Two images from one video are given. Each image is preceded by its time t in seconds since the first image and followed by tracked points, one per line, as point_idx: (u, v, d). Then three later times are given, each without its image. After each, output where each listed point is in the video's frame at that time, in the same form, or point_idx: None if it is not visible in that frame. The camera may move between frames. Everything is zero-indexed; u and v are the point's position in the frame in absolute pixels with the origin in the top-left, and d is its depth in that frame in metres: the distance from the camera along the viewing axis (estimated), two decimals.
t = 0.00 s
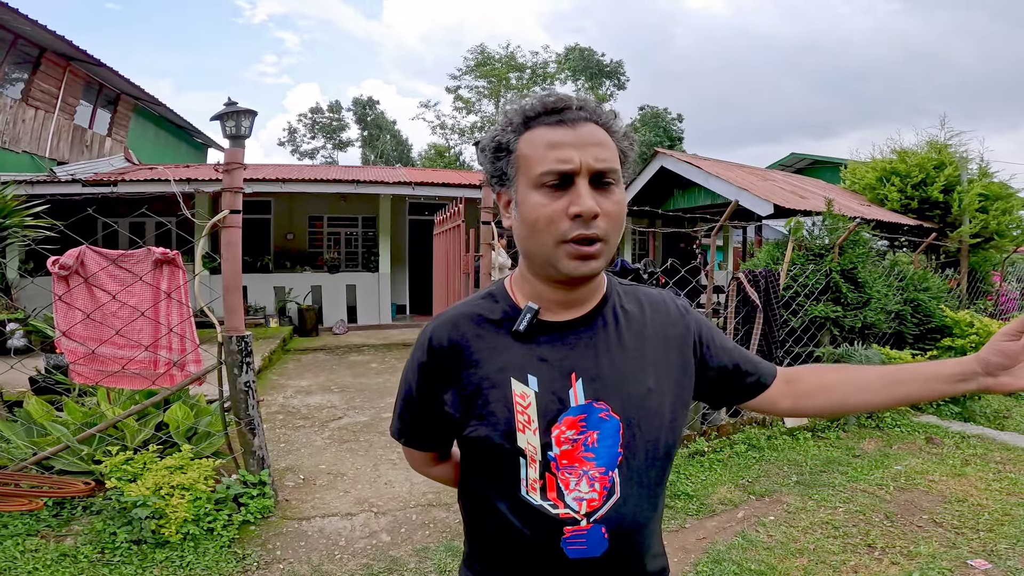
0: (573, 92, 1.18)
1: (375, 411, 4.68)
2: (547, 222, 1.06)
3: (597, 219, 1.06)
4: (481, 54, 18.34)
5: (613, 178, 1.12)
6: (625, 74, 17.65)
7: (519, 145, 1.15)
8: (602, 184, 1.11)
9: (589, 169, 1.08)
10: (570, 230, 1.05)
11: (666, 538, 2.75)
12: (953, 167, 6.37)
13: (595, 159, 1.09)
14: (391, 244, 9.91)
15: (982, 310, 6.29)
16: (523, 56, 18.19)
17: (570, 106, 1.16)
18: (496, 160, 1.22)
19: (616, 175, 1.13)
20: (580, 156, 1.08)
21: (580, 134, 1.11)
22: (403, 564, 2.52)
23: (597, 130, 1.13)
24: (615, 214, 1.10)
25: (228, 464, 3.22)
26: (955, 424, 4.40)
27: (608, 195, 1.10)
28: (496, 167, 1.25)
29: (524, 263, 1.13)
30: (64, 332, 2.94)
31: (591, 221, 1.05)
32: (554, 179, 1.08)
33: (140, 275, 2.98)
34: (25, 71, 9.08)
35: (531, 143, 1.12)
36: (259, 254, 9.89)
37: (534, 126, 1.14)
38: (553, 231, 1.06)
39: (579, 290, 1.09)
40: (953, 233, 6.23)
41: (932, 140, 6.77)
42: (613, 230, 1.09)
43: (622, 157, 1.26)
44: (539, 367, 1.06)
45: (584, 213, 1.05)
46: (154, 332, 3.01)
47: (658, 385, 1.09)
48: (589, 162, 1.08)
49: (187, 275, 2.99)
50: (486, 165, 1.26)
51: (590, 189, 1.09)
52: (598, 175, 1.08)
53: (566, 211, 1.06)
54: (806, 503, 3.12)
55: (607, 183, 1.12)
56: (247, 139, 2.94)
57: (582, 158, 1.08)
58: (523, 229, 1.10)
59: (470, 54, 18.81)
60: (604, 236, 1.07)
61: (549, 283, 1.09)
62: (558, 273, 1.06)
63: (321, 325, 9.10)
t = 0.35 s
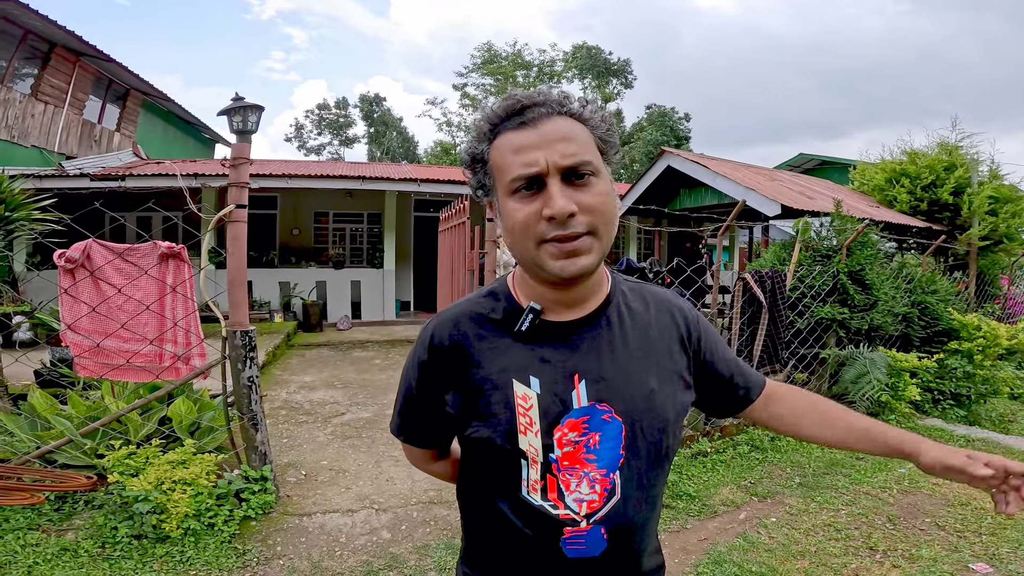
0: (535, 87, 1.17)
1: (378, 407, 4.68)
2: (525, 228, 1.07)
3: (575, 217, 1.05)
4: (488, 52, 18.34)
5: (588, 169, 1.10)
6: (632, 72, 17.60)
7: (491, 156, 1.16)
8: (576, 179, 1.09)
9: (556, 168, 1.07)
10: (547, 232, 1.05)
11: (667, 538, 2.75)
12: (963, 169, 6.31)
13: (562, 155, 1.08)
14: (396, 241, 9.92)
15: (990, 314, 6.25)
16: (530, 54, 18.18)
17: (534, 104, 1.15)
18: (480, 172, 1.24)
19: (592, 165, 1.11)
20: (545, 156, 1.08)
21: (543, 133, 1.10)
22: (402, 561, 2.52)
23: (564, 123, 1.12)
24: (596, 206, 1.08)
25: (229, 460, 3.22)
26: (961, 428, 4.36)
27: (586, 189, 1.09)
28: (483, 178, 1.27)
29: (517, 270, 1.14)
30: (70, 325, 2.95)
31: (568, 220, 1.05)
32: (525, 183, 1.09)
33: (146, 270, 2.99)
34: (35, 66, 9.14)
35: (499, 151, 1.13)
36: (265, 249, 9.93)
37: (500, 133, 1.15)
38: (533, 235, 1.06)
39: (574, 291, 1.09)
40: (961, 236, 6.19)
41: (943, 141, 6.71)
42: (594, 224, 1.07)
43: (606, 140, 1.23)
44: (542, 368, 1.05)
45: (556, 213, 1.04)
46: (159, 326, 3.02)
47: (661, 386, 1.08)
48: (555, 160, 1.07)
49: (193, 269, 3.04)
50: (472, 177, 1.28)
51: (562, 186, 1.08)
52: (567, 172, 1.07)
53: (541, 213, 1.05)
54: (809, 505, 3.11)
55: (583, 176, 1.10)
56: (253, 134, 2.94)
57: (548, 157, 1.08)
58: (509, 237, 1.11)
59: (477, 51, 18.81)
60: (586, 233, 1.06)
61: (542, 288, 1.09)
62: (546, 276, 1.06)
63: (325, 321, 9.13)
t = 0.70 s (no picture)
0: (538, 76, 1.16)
1: (378, 406, 4.67)
2: (519, 219, 1.07)
3: (572, 209, 1.04)
4: (493, 51, 18.32)
5: (589, 159, 1.08)
6: (638, 72, 17.55)
7: (491, 144, 1.16)
8: (576, 169, 1.08)
9: (553, 157, 1.06)
10: (542, 224, 1.04)
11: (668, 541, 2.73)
12: (971, 170, 6.26)
13: (561, 144, 1.07)
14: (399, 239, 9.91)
15: (996, 317, 6.19)
16: (535, 53, 18.16)
17: (536, 91, 1.14)
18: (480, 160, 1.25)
19: (593, 156, 1.09)
20: (543, 144, 1.07)
21: (543, 122, 1.09)
22: (400, 562, 2.50)
23: (566, 112, 1.11)
24: (594, 199, 1.06)
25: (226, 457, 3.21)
26: (966, 431, 4.32)
27: (586, 181, 1.07)
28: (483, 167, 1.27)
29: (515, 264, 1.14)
30: (68, 321, 2.95)
31: (563, 212, 1.03)
32: (522, 173, 1.08)
33: (145, 266, 2.98)
34: (40, 63, 9.15)
35: (499, 139, 1.13)
36: (268, 247, 9.94)
37: (501, 121, 1.15)
38: (527, 227, 1.06)
39: (570, 288, 1.08)
40: (969, 238, 6.14)
41: (951, 143, 6.65)
42: (593, 217, 1.05)
43: (613, 133, 1.21)
44: (529, 372, 1.07)
45: (551, 204, 1.03)
46: (157, 323, 3.01)
47: (661, 400, 1.05)
48: (553, 149, 1.06)
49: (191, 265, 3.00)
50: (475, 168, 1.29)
51: (560, 177, 1.07)
52: (566, 161, 1.06)
53: (535, 204, 1.05)
54: (811, 508, 3.08)
55: (583, 167, 1.09)
56: (254, 130, 2.93)
57: (546, 145, 1.07)
58: (504, 229, 1.11)
59: (482, 50, 18.79)
60: (583, 227, 1.05)
61: (539, 284, 1.10)
62: (541, 271, 1.06)
63: (327, 319, 9.13)
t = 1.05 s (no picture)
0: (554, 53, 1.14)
1: (378, 405, 4.65)
2: (531, 202, 1.05)
3: (587, 190, 1.02)
4: (496, 49, 18.30)
5: (605, 139, 1.06)
6: (640, 71, 17.52)
7: (502, 123, 1.14)
8: (591, 149, 1.05)
9: (568, 136, 1.04)
10: (555, 206, 1.02)
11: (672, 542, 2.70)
12: (978, 169, 6.21)
13: (577, 123, 1.05)
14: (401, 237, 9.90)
15: (1002, 317, 6.14)
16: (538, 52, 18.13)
17: (551, 69, 1.12)
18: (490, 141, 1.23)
19: (610, 135, 1.07)
20: (557, 124, 1.05)
21: (557, 100, 1.07)
22: (399, 563, 2.48)
23: (582, 91, 1.09)
24: (611, 180, 1.04)
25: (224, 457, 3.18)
26: (971, 432, 4.28)
27: (601, 162, 1.05)
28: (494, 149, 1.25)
29: (526, 249, 1.13)
30: (65, 316, 2.94)
31: (578, 193, 1.01)
32: (535, 154, 1.07)
33: (142, 260, 2.96)
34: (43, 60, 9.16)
35: (511, 117, 1.11)
36: (270, 244, 9.95)
37: (514, 99, 1.12)
38: (539, 209, 1.04)
39: (585, 274, 1.07)
40: (974, 238, 6.10)
41: (957, 142, 6.61)
42: (608, 198, 1.03)
43: (631, 112, 1.18)
44: (542, 366, 1.05)
45: (565, 186, 1.01)
46: (154, 318, 2.99)
47: (681, 397, 1.04)
48: (567, 128, 1.04)
49: (189, 260, 2.99)
50: (487, 149, 1.26)
51: (574, 158, 1.05)
52: (582, 141, 1.03)
53: (549, 186, 1.03)
54: (817, 509, 3.05)
55: (599, 147, 1.06)
56: (254, 124, 2.91)
57: (559, 125, 1.05)
58: (516, 211, 1.10)
59: (485, 49, 18.79)
60: (598, 209, 1.03)
61: (551, 269, 1.08)
62: (555, 257, 1.05)
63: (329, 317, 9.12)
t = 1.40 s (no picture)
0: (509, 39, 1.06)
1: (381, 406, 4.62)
2: (487, 214, 1.00)
3: (545, 198, 0.98)
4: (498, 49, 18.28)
5: (566, 140, 1.01)
6: (643, 71, 17.51)
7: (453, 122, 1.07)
8: (550, 150, 1.01)
9: (526, 141, 0.98)
10: (513, 220, 0.98)
11: (680, 547, 2.67)
12: (984, 170, 6.19)
13: (536, 123, 0.99)
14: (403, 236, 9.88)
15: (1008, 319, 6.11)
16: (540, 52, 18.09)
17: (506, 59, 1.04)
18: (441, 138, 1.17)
19: (571, 135, 1.01)
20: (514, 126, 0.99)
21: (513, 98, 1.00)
22: (403, 568, 2.46)
23: (540, 85, 1.02)
24: (573, 187, 1.00)
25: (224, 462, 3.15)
26: (978, 434, 4.26)
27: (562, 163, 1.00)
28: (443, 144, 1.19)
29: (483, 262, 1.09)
30: (64, 317, 2.91)
31: (537, 205, 0.97)
32: (490, 159, 1.01)
33: (143, 261, 2.94)
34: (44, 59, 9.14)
35: (463, 115, 1.04)
36: (271, 244, 9.93)
37: (466, 94, 1.05)
38: (496, 222, 1.00)
39: (548, 291, 1.04)
40: (980, 239, 6.08)
41: (963, 143, 6.59)
42: (569, 208, 0.99)
43: (597, 103, 1.13)
44: (506, 394, 1.04)
45: (523, 198, 0.97)
46: (154, 320, 2.97)
47: (656, 416, 1.07)
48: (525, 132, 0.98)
49: (190, 260, 2.97)
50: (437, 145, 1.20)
51: (533, 163, 1.00)
52: (539, 141, 0.98)
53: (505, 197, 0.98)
54: (825, 512, 3.02)
55: (559, 148, 1.01)
56: (257, 121, 2.88)
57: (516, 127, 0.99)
58: (471, 223, 1.05)
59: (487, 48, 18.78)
60: (558, 217, 0.99)
61: (512, 287, 1.05)
62: (515, 274, 1.01)
63: (330, 317, 9.09)
